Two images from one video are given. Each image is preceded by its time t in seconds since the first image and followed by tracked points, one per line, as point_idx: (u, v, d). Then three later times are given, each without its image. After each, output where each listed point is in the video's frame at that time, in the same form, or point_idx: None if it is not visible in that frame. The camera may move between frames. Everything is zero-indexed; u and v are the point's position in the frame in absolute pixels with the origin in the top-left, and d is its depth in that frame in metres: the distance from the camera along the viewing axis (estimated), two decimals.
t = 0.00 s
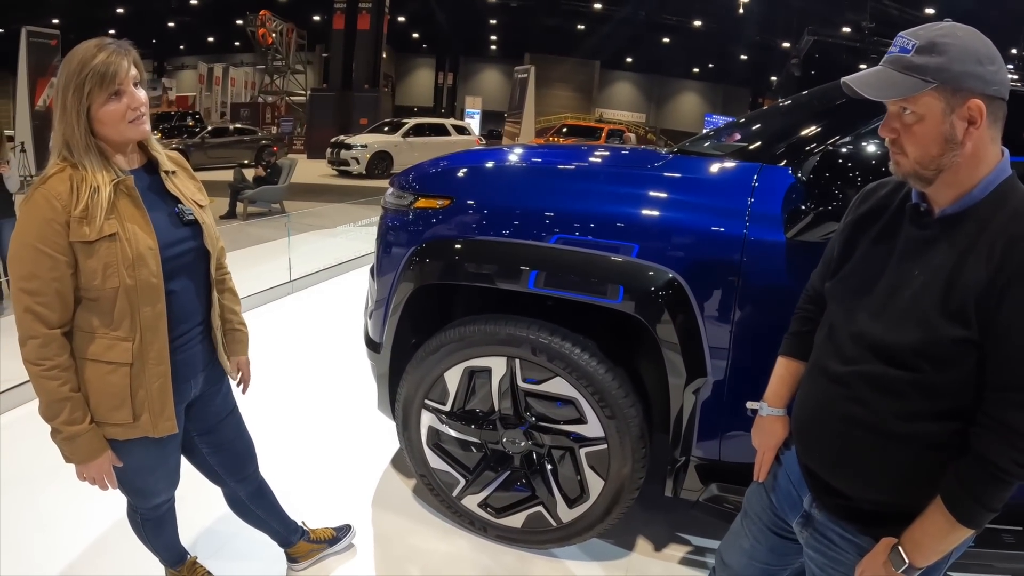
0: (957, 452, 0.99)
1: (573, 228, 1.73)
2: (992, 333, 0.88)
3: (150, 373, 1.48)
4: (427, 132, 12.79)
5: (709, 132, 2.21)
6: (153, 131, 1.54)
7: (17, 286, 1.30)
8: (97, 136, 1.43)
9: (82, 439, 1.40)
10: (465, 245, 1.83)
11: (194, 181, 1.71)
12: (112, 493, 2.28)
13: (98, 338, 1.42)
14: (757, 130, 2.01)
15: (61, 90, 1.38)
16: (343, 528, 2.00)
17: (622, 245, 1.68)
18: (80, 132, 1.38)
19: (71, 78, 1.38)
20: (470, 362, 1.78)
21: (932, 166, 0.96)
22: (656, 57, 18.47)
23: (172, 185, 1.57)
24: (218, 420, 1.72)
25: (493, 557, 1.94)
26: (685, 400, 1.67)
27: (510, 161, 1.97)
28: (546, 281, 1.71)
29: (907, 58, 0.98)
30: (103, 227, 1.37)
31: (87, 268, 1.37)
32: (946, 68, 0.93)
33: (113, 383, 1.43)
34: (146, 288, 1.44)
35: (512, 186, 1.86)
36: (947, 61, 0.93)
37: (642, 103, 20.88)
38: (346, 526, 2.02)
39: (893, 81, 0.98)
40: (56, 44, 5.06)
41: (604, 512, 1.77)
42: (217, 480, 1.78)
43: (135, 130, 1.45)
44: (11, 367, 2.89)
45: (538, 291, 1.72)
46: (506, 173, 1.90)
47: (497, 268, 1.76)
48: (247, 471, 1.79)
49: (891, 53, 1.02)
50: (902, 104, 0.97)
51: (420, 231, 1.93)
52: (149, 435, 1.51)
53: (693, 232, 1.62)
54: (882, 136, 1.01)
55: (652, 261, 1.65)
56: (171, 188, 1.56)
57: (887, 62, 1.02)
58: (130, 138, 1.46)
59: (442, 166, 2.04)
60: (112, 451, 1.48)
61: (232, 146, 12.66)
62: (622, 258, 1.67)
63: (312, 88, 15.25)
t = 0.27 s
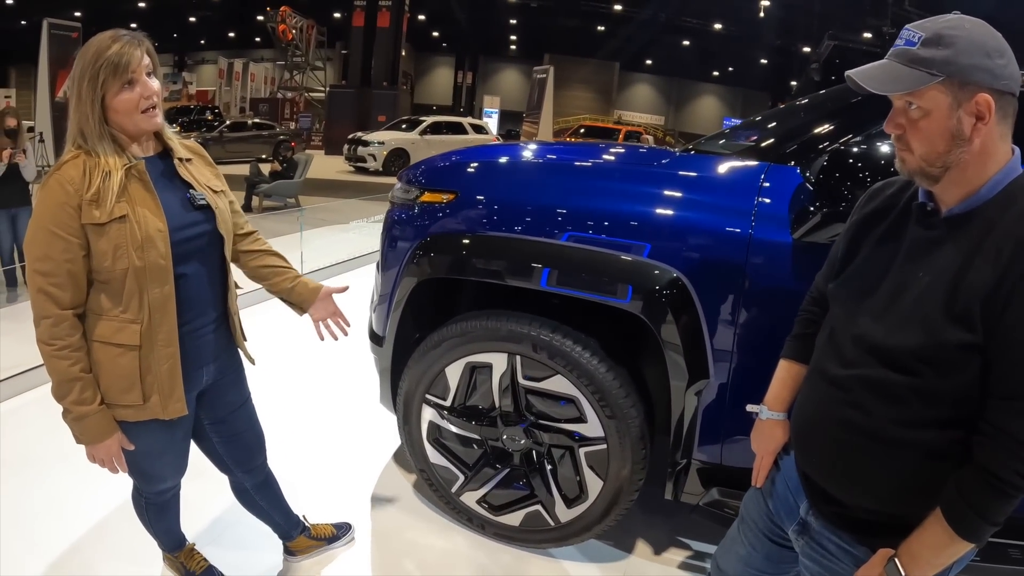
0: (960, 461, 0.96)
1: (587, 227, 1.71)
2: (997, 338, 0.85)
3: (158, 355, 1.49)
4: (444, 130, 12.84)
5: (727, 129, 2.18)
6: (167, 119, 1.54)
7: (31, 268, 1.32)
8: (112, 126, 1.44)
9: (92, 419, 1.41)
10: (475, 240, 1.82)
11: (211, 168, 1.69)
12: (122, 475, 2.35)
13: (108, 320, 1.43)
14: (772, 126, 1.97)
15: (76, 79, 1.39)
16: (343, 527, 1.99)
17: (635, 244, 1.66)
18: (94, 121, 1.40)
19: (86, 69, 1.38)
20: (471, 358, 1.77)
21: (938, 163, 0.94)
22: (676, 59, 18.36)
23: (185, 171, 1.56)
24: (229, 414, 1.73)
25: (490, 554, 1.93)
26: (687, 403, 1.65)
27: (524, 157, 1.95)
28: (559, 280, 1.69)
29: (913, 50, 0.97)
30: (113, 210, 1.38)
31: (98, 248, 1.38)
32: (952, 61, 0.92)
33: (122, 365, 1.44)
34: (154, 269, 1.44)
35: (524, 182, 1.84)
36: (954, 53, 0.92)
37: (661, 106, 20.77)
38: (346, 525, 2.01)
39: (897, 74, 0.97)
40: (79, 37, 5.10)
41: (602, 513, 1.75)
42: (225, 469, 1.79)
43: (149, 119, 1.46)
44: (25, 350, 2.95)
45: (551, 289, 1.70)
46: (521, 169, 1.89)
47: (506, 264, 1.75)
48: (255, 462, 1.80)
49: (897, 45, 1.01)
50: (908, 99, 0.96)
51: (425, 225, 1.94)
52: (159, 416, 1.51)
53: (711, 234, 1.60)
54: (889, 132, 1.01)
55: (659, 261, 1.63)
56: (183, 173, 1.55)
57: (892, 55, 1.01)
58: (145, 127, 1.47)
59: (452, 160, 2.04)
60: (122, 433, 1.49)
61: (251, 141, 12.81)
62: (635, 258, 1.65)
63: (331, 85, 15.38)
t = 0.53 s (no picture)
0: (959, 469, 0.93)
1: (600, 226, 1.70)
2: (997, 340, 0.83)
3: (162, 338, 1.50)
4: (461, 132, 12.90)
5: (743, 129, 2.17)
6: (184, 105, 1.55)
7: (45, 248, 1.35)
8: (129, 110, 1.46)
9: (97, 396, 1.43)
10: (482, 236, 1.82)
11: (230, 156, 1.70)
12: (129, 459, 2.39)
13: (115, 301, 1.45)
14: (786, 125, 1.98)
15: (96, 65, 1.42)
16: (342, 519, 2.01)
17: (647, 245, 1.65)
18: (112, 106, 1.42)
19: (106, 56, 1.41)
20: (472, 353, 1.77)
21: (939, 159, 0.93)
22: (697, 65, 18.28)
23: (199, 158, 1.56)
24: (237, 401, 1.74)
25: (487, 552, 1.93)
26: (687, 404, 1.63)
27: (538, 154, 1.94)
28: (571, 279, 1.68)
29: (914, 43, 0.96)
30: (123, 193, 1.40)
31: (107, 231, 1.41)
32: (954, 54, 0.91)
33: (127, 345, 1.47)
34: (160, 254, 1.46)
35: (534, 180, 1.84)
36: (955, 45, 0.91)
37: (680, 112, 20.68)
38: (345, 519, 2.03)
39: (898, 67, 0.97)
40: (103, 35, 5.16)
41: (599, 514, 1.74)
42: (229, 457, 1.81)
43: (165, 105, 1.47)
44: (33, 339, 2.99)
45: (562, 288, 1.69)
46: (536, 166, 1.88)
47: (518, 262, 1.74)
48: (259, 450, 1.82)
49: (900, 38, 1.00)
50: (909, 93, 0.96)
51: (431, 220, 1.94)
52: (161, 398, 1.53)
53: (725, 235, 1.58)
54: (890, 128, 1.00)
55: (664, 261, 1.63)
56: (197, 160, 1.56)
57: (894, 47, 1.00)
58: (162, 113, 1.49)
59: (462, 155, 2.04)
60: (126, 412, 1.52)
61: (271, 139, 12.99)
62: (646, 258, 1.64)
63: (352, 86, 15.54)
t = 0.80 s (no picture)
0: (948, 458, 0.92)
1: (602, 211, 1.68)
2: (988, 327, 0.82)
3: (147, 317, 1.50)
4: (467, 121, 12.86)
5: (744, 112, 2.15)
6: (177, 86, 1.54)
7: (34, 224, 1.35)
8: (122, 91, 1.45)
9: (81, 370, 1.45)
10: (481, 219, 1.81)
11: (223, 138, 1.69)
12: (121, 441, 2.40)
13: (103, 279, 1.46)
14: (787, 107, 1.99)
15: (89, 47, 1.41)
16: (334, 500, 2.03)
17: (647, 230, 1.63)
18: (105, 87, 1.41)
19: (98, 37, 1.40)
20: (465, 336, 1.78)
21: (932, 139, 0.92)
22: (706, 56, 18.10)
23: (193, 140, 1.56)
24: (225, 376, 1.76)
25: (478, 536, 1.94)
26: (680, 389, 1.63)
27: (542, 137, 1.92)
28: (572, 265, 1.66)
29: (906, 20, 0.94)
30: (113, 173, 1.40)
31: (96, 211, 1.41)
32: (947, 32, 0.89)
33: (113, 322, 1.47)
34: (148, 235, 1.46)
35: (535, 163, 1.82)
36: (948, 23, 0.89)
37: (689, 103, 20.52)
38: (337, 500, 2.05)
39: (888, 45, 0.95)
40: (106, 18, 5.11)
41: (590, 500, 1.74)
42: (218, 434, 1.83)
43: (159, 88, 1.47)
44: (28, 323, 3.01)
45: (565, 274, 1.67)
46: (538, 149, 1.86)
47: (520, 246, 1.72)
48: (250, 430, 1.84)
49: (891, 16, 0.98)
50: (901, 72, 0.94)
51: (427, 202, 1.95)
52: (145, 375, 1.53)
53: (729, 222, 1.55)
54: (882, 107, 0.98)
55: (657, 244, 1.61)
56: (191, 141, 1.55)
57: (886, 26, 0.98)
58: (155, 95, 1.48)
59: (462, 137, 2.02)
60: (111, 387, 1.53)
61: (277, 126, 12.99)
62: (645, 242, 1.63)
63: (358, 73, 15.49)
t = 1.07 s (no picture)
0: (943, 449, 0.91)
1: (601, 207, 1.68)
2: (981, 315, 0.81)
3: (134, 323, 1.51)
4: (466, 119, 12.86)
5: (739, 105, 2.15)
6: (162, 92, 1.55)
7: (20, 229, 1.36)
8: (108, 97, 1.45)
9: (67, 376, 1.45)
10: (477, 217, 1.81)
11: (206, 146, 1.69)
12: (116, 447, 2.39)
13: (91, 285, 1.47)
14: (781, 97, 1.99)
15: (74, 53, 1.41)
16: (332, 498, 2.03)
17: (646, 225, 1.62)
18: (90, 93, 1.41)
19: (81, 44, 1.40)
20: (461, 334, 1.78)
21: (922, 127, 0.91)
22: (704, 50, 18.06)
23: (177, 148, 1.57)
24: (207, 377, 1.77)
25: (478, 533, 1.95)
26: (676, 383, 1.62)
27: (539, 134, 1.91)
28: (571, 262, 1.66)
29: (893, 8, 0.94)
30: (101, 181, 1.41)
31: (83, 218, 1.41)
32: (935, 18, 0.88)
33: (99, 328, 1.48)
34: (134, 242, 1.47)
35: (532, 159, 1.82)
36: (936, 9, 0.88)
37: (688, 98, 20.48)
38: (336, 497, 2.05)
39: (875, 32, 0.95)
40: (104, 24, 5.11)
41: (589, 496, 1.74)
42: (205, 437, 1.84)
43: (143, 94, 1.47)
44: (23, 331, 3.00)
45: (564, 271, 1.67)
46: (535, 146, 1.86)
47: (519, 243, 1.71)
48: (234, 429, 1.84)
49: (880, 4, 0.98)
50: (890, 60, 0.93)
51: (422, 201, 1.95)
52: (129, 380, 1.54)
53: (731, 216, 1.54)
54: (871, 96, 0.97)
55: (651, 239, 1.61)
56: (175, 150, 1.56)
57: (873, 14, 0.98)
58: (140, 101, 1.49)
59: (457, 135, 2.02)
60: (96, 393, 1.54)
61: (275, 128, 13.02)
62: (642, 238, 1.62)
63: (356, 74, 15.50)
